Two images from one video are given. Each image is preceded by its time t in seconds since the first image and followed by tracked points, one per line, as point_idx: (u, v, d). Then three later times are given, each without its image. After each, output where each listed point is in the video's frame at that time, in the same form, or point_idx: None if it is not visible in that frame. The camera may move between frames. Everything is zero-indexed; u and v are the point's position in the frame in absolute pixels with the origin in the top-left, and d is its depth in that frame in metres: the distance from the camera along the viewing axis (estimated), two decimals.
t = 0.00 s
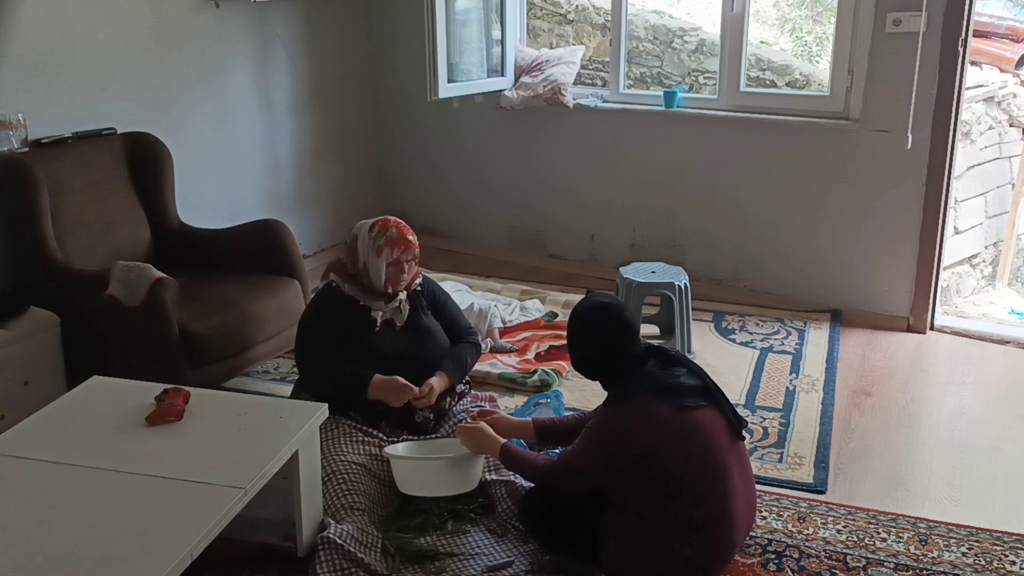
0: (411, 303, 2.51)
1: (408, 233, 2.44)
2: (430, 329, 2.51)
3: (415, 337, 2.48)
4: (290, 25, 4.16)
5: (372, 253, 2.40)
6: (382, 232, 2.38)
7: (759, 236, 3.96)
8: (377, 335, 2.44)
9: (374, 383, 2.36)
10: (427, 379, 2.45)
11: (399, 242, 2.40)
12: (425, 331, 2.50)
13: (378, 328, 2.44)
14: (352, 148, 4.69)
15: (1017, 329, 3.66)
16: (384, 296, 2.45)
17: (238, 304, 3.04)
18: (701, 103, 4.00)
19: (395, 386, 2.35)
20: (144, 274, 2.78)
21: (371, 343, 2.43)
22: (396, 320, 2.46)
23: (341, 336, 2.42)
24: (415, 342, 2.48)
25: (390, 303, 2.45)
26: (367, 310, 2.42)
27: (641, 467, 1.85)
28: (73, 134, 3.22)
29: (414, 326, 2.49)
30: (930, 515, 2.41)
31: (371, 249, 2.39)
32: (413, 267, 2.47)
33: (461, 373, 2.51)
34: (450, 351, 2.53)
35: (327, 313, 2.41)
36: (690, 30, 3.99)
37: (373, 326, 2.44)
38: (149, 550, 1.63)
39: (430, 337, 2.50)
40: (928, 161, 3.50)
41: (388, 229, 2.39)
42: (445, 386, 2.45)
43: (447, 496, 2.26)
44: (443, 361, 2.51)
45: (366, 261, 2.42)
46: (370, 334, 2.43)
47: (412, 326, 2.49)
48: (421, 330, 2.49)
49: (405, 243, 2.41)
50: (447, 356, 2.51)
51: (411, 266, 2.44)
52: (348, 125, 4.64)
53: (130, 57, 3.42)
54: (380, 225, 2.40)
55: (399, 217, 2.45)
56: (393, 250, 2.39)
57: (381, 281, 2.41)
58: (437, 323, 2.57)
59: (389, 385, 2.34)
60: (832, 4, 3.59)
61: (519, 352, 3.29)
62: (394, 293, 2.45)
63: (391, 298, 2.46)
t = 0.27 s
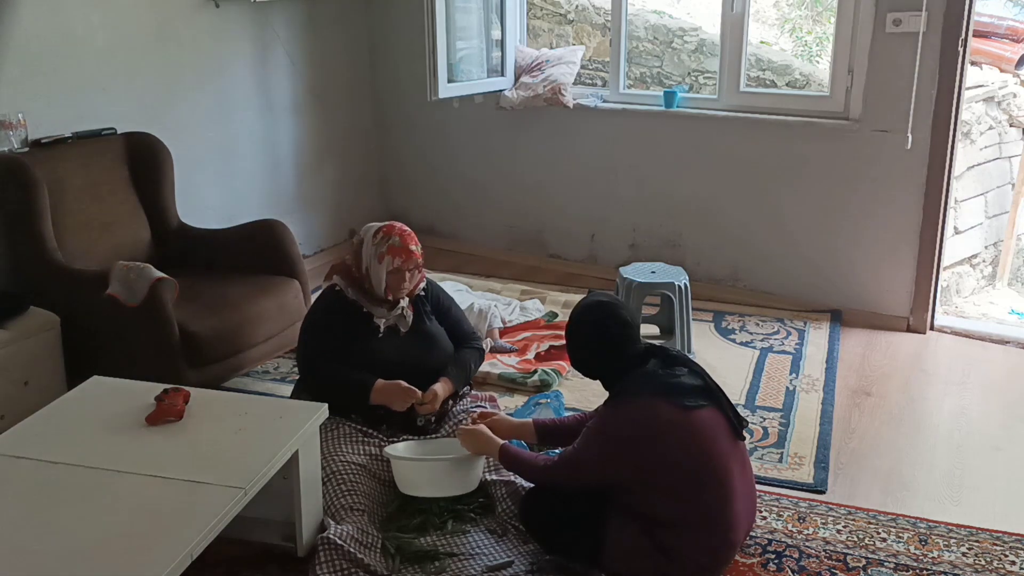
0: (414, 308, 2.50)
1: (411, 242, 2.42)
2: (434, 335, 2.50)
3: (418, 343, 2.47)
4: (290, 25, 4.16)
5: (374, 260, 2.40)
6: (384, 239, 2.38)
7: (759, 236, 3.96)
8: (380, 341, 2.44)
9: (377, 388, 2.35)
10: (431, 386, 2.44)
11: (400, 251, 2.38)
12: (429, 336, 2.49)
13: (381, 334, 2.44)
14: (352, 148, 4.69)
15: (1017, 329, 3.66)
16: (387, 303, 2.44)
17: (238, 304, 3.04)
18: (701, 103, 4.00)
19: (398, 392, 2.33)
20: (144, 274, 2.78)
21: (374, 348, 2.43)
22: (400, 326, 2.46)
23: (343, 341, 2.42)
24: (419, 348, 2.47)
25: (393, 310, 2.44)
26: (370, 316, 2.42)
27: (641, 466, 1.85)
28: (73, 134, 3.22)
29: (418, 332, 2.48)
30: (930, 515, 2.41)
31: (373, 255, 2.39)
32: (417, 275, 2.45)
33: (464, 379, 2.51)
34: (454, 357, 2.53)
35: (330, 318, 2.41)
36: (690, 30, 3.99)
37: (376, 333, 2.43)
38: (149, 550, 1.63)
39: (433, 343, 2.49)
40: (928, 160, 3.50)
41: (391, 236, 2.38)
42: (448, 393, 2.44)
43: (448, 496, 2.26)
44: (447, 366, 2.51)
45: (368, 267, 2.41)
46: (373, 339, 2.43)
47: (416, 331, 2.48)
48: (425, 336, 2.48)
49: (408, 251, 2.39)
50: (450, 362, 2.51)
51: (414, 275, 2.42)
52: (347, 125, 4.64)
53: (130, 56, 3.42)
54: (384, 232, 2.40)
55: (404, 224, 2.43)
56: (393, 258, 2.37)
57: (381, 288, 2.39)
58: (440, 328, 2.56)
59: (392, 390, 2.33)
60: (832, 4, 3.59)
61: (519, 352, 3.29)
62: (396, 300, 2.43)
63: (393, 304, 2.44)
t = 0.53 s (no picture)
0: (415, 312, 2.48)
1: (413, 250, 2.38)
2: (434, 339, 2.48)
3: (419, 347, 2.46)
4: (290, 25, 4.16)
5: (375, 267, 2.37)
6: (385, 247, 2.35)
7: (759, 236, 3.96)
8: (380, 346, 2.42)
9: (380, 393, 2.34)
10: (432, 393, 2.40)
11: (401, 260, 2.35)
12: (429, 341, 2.47)
13: (381, 340, 2.43)
14: (352, 148, 4.69)
15: (1017, 329, 3.66)
16: (388, 309, 2.43)
17: (238, 304, 3.04)
18: (701, 103, 4.00)
19: (397, 398, 2.32)
20: (144, 274, 2.77)
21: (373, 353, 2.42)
22: (401, 332, 2.44)
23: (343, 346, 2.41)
24: (419, 353, 2.45)
25: (394, 317, 2.43)
26: (371, 322, 2.40)
27: (641, 466, 1.85)
28: (73, 134, 3.22)
29: (418, 336, 2.46)
30: (930, 515, 2.41)
31: (374, 263, 2.36)
32: (419, 282, 2.42)
33: (465, 383, 2.49)
34: (455, 361, 2.51)
35: (328, 323, 2.39)
36: (690, 30, 3.99)
37: (375, 338, 2.42)
38: (149, 550, 1.63)
39: (433, 347, 2.47)
40: (929, 160, 3.50)
41: (391, 244, 2.35)
42: (449, 398, 2.41)
43: (447, 496, 2.26)
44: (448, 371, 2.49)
45: (369, 273, 2.38)
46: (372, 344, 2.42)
47: (416, 336, 2.46)
48: (425, 340, 2.47)
49: (408, 260, 2.36)
50: (451, 366, 2.49)
51: (415, 284, 2.39)
52: (347, 125, 4.64)
53: (130, 57, 3.42)
54: (385, 239, 2.37)
55: (406, 231, 2.40)
56: (394, 268, 2.34)
57: (382, 296, 2.37)
58: (441, 331, 2.54)
59: (392, 396, 2.32)
60: (832, 4, 3.59)
61: (519, 352, 3.29)
62: (397, 307, 2.41)
63: (394, 310, 2.43)
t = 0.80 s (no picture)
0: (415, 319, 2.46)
1: (410, 258, 2.35)
2: (436, 346, 2.47)
3: (422, 355, 2.44)
4: (289, 24, 4.16)
5: (372, 276, 2.34)
6: (382, 257, 2.31)
7: (759, 236, 3.96)
8: (381, 355, 2.40)
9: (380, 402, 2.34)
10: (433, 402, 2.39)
11: (399, 269, 2.31)
12: (431, 348, 2.46)
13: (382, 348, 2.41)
14: (352, 148, 4.69)
15: (1017, 329, 3.66)
16: (388, 317, 2.40)
17: (238, 304, 3.04)
18: (701, 103, 4.00)
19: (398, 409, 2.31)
20: (144, 274, 2.77)
21: (374, 362, 2.40)
22: (402, 338, 2.42)
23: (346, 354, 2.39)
24: (421, 360, 2.44)
25: (393, 324, 2.40)
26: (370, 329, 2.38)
27: (641, 465, 1.85)
28: (73, 134, 3.21)
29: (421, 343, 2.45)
30: (930, 515, 2.41)
31: (371, 272, 2.33)
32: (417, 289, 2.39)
33: (467, 390, 2.49)
34: (456, 367, 2.50)
35: (330, 334, 2.36)
36: (690, 30, 3.99)
37: (375, 347, 2.40)
38: (149, 550, 1.63)
39: (435, 354, 2.46)
40: (928, 160, 3.50)
41: (388, 253, 2.31)
42: (449, 406, 2.41)
43: (447, 496, 2.26)
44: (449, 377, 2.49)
45: (366, 282, 2.35)
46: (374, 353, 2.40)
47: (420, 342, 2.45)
48: (428, 346, 2.45)
49: (405, 270, 2.32)
50: (453, 373, 2.49)
51: (413, 292, 2.36)
52: (347, 125, 4.63)
53: (130, 57, 3.42)
54: (382, 248, 2.33)
55: (404, 239, 2.36)
56: (391, 277, 2.30)
57: (380, 305, 2.34)
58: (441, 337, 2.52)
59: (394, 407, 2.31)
60: (832, 4, 3.59)
61: (519, 352, 3.29)
62: (395, 314, 2.38)
63: (393, 318, 2.40)
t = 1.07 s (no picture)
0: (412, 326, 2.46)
1: (401, 267, 2.34)
2: (434, 352, 2.46)
3: (420, 362, 2.43)
4: (289, 24, 4.16)
5: (364, 286, 2.34)
6: (373, 267, 2.31)
7: (759, 236, 3.96)
8: (378, 363, 2.41)
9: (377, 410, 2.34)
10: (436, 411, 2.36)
11: (389, 279, 2.31)
12: (430, 354, 2.45)
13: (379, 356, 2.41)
14: (352, 148, 4.69)
15: (1017, 329, 3.66)
16: (384, 324, 2.40)
17: (238, 304, 3.04)
18: (701, 103, 4.00)
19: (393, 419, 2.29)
20: (144, 274, 2.77)
21: (372, 371, 2.40)
22: (400, 345, 2.41)
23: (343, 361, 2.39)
24: (419, 367, 2.43)
25: (390, 331, 2.40)
26: (367, 336, 2.38)
27: (641, 464, 1.85)
28: (73, 134, 3.21)
29: (418, 350, 2.44)
30: (930, 514, 2.41)
31: (363, 282, 2.33)
32: (411, 297, 2.38)
33: (467, 397, 2.47)
34: (456, 373, 2.49)
35: (325, 342, 2.36)
36: (690, 30, 3.98)
37: (373, 355, 2.40)
38: (149, 550, 1.63)
39: (434, 360, 2.45)
40: (929, 160, 3.50)
41: (378, 263, 2.31)
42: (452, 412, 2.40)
43: (447, 496, 2.26)
44: (449, 383, 2.48)
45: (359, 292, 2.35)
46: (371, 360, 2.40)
47: (417, 349, 2.44)
48: (425, 353, 2.44)
49: (396, 279, 2.32)
50: (452, 380, 2.48)
51: (406, 300, 2.35)
52: (347, 125, 4.63)
53: (130, 57, 3.42)
54: (373, 258, 2.33)
55: (395, 248, 2.35)
56: (383, 287, 2.30)
57: (374, 314, 2.35)
58: (440, 343, 2.51)
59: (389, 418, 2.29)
60: (832, 4, 3.59)
61: (519, 352, 3.29)
62: (390, 322, 2.38)
63: (390, 325, 2.40)
